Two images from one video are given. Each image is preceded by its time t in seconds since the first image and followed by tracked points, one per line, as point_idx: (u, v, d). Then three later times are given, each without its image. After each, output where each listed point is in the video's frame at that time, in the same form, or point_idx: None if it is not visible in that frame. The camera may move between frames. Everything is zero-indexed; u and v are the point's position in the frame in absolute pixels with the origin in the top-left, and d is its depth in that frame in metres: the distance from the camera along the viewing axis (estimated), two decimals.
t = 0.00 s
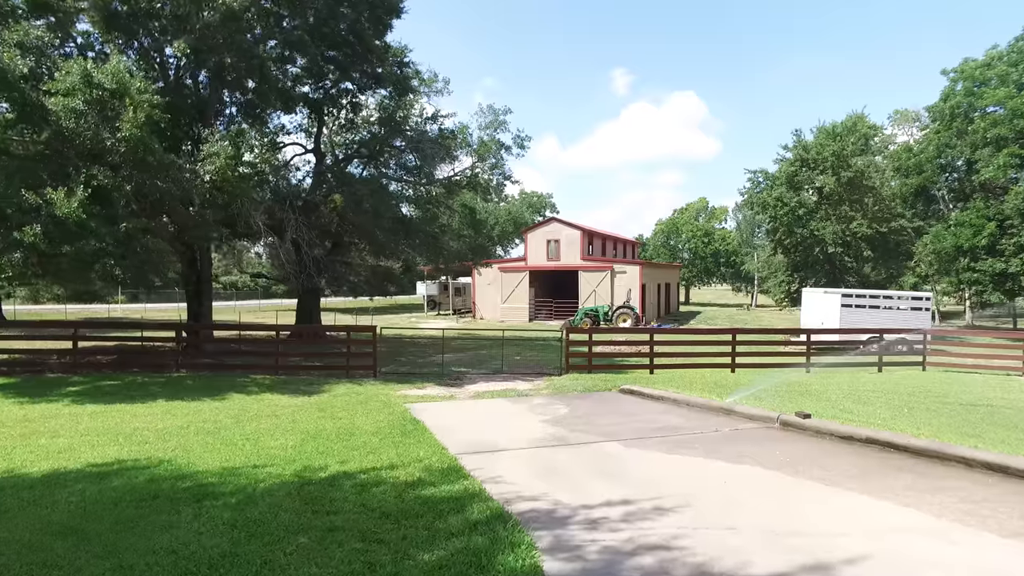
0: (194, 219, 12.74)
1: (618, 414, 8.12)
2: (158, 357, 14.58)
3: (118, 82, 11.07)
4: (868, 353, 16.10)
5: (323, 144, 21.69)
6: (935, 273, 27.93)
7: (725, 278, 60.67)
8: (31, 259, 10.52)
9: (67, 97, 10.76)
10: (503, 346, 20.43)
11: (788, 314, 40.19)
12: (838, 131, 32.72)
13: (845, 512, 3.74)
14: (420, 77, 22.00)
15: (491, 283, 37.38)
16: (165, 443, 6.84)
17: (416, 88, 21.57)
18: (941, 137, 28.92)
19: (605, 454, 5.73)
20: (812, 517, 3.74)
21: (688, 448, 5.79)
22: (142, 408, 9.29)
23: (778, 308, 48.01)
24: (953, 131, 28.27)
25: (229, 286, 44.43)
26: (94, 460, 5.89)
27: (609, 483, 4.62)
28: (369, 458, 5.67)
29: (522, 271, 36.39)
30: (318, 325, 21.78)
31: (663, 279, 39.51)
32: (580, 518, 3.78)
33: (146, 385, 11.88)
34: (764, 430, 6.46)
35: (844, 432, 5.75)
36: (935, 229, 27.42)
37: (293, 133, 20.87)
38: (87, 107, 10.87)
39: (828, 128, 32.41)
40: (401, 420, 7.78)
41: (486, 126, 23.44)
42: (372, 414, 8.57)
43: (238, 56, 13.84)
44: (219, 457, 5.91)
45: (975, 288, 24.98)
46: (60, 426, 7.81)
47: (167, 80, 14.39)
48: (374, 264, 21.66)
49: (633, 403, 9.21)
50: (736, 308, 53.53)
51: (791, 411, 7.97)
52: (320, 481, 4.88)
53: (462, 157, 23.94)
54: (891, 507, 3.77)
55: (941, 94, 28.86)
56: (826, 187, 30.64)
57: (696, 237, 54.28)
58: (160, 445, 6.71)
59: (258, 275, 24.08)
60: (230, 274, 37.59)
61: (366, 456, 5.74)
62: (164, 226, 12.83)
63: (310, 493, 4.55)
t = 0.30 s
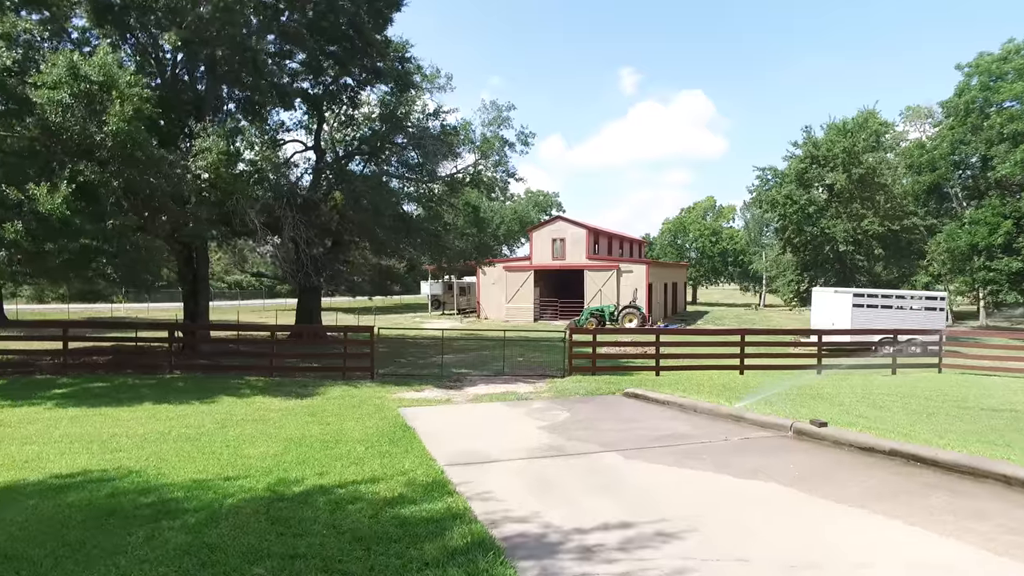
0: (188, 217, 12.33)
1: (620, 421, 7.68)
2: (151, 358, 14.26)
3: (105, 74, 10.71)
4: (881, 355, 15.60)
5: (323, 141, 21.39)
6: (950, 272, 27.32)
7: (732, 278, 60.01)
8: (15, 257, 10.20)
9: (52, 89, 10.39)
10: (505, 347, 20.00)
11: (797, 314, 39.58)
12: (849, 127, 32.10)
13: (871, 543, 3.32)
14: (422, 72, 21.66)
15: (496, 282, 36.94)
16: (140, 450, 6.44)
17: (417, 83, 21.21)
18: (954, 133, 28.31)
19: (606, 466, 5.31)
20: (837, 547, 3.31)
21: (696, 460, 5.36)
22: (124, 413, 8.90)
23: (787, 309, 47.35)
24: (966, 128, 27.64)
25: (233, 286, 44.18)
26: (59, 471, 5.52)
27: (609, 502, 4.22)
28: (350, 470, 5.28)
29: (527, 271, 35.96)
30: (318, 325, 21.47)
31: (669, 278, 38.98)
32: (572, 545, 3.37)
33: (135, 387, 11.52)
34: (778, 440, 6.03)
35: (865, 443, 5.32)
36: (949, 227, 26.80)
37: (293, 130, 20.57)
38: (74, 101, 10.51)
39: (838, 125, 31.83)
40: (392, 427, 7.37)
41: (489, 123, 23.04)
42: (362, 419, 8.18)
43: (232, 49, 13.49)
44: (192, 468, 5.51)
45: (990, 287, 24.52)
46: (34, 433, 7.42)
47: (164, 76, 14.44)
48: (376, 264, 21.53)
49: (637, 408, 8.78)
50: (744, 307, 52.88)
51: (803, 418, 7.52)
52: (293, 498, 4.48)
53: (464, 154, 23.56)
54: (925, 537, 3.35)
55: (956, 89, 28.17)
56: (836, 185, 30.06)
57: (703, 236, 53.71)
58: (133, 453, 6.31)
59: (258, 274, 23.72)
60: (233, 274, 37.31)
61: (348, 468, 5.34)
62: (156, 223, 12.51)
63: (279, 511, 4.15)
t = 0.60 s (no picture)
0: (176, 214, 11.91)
1: (621, 426, 7.24)
2: (140, 358, 13.90)
3: (88, 64, 10.30)
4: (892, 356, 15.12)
5: (320, 137, 20.99)
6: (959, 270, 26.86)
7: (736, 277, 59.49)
8: None
9: (32, 80, 10.01)
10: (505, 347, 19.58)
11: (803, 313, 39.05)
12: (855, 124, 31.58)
13: None
14: (420, 67, 21.22)
15: (497, 281, 36.53)
16: (109, 458, 6.05)
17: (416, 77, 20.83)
18: (963, 130, 27.82)
19: (605, 479, 4.89)
20: None
21: (703, 473, 4.93)
22: (102, 417, 8.50)
23: (792, 308, 46.83)
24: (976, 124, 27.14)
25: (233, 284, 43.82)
26: (15, 483, 5.12)
27: (608, 525, 3.79)
28: (328, 482, 4.87)
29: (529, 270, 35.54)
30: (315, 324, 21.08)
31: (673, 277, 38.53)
32: None
33: (120, 389, 11.14)
34: (791, 449, 5.61)
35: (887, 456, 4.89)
36: (959, 224, 26.33)
37: (289, 126, 20.14)
38: (55, 92, 10.11)
39: (845, 121, 31.31)
40: (379, 433, 6.96)
41: (489, 118, 22.65)
42: (350, 423, 7.77)
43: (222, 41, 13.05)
44: (158, 479, 5.11)
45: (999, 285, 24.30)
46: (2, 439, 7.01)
47: (155, 69, 14.16)
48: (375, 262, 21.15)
49: (640, 412, 8.35)
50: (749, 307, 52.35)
51: (816, 424, 7.08)
52: (259, 515, 4.08)
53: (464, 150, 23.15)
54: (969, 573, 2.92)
55: (966, 84, 27.57)
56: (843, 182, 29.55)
57: (707, 235, 53.16)
58: (100, 461, 5.92)
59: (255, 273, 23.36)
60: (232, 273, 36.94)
61: (326, 480, 4.94)
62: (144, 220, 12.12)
63: (240, 532, 3.74)
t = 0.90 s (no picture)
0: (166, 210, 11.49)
1: (624, 430, 6.85)
2: (130, 357, 13.54)
3: (71, 53, 9.94)
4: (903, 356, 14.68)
5: (317, 133, 20.65)
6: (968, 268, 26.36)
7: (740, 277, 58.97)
8: None
9: (13, 69, 9.67)
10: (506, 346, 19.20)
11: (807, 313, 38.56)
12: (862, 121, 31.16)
13: None
14: (420, 61, 20.88)
15: (498, 280, 36.15)
16: (79, 463, 5.69)
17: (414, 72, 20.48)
18: (972, 126, 27.36)
19: (606, 488, 4.51)
20: None
21: (714, 482, 4.53)
22: (82, 419, 8.13)
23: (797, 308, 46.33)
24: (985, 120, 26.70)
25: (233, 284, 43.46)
26: None
27: (611, 544, 3.40)
28: (307, 491, 4.50)
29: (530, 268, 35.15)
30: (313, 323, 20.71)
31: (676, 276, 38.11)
32: None
33: (105, 389, 10.78)
34: (807, 455, 5.20)
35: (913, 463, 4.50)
36: (967, 221, 25.86)
37: (286, 122, 19.79)
38: (37, 81, 9.76)
39: (851, 117, 30.86)
40: (369, 437, 6.58)
41: (489, 114, 22.27)
42: (339, 426, 7.40)
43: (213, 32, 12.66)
44: (125, 487, 4.75)
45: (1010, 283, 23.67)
46: None
47: (146, 62, 13.81)
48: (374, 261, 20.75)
49: (644, 414, 7.95)
50: (752, 306, 51.89)
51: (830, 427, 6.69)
52: (226, 529, 3.72)
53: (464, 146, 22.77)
54: None
55: (974, 79, 27.11)
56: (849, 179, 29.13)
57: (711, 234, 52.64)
58: (68, 467, 5.55)
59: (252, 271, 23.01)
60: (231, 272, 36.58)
61: (305, 488, 4.57)
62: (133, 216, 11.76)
63: (201, 549, 3.39)
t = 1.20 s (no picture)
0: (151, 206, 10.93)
1: (626, 437, 6.43)
2: (116, 358, 13.12)
3: (47, 40, 9.75)
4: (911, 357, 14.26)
5: (312, 129, 20.30)
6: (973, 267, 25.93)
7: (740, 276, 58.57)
8: None
9: None
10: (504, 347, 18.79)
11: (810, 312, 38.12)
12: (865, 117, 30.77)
13: None
14: (416, 56, 20.49)
15: (497, 280, 35.74)
16: (41, 475, 5.31)
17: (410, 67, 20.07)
18: (977, 122, 26.97)
19: (607, 505, 4.09)
20: None
21: (726, 499, 4.11)
22: (55, 424, 7.73)
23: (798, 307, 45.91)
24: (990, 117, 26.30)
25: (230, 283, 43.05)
26: None
27: None
28: (279, 507, 4.12)
29: (529, 267, 34.74)
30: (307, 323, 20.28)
31: (676, 275, 37.70)
32: None
33: (86, 392, 10.37)
34: (826, 468, 4.78)
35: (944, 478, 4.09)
36: (972, 219, 25.46)
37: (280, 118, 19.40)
38: (12, 71, 9.51)
39: (854, 114, 30.48)
40: (354, 445, 6.18)
41: (488, 110, 21.85)
42: (326, 432, 7.01)
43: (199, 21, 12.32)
44: (82, 501, 4.37)
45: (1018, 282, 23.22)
46: None
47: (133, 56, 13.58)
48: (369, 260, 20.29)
49: (647, 420, 7.53)
50: (753, 306, 51.45)
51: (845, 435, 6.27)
52: (181, 553, 3.35)
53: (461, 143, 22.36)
54: None
55: (980, 75, 26.71)
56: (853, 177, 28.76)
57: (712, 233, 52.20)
58: (28, 478, 5.17)
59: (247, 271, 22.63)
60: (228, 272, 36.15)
61: (277, 504, 4.19)
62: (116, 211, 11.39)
63: None
